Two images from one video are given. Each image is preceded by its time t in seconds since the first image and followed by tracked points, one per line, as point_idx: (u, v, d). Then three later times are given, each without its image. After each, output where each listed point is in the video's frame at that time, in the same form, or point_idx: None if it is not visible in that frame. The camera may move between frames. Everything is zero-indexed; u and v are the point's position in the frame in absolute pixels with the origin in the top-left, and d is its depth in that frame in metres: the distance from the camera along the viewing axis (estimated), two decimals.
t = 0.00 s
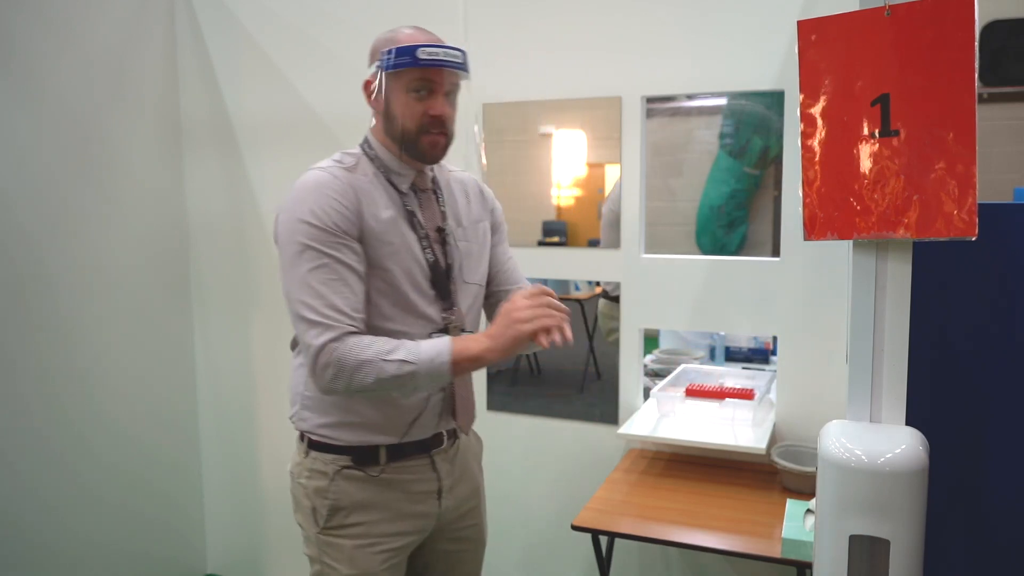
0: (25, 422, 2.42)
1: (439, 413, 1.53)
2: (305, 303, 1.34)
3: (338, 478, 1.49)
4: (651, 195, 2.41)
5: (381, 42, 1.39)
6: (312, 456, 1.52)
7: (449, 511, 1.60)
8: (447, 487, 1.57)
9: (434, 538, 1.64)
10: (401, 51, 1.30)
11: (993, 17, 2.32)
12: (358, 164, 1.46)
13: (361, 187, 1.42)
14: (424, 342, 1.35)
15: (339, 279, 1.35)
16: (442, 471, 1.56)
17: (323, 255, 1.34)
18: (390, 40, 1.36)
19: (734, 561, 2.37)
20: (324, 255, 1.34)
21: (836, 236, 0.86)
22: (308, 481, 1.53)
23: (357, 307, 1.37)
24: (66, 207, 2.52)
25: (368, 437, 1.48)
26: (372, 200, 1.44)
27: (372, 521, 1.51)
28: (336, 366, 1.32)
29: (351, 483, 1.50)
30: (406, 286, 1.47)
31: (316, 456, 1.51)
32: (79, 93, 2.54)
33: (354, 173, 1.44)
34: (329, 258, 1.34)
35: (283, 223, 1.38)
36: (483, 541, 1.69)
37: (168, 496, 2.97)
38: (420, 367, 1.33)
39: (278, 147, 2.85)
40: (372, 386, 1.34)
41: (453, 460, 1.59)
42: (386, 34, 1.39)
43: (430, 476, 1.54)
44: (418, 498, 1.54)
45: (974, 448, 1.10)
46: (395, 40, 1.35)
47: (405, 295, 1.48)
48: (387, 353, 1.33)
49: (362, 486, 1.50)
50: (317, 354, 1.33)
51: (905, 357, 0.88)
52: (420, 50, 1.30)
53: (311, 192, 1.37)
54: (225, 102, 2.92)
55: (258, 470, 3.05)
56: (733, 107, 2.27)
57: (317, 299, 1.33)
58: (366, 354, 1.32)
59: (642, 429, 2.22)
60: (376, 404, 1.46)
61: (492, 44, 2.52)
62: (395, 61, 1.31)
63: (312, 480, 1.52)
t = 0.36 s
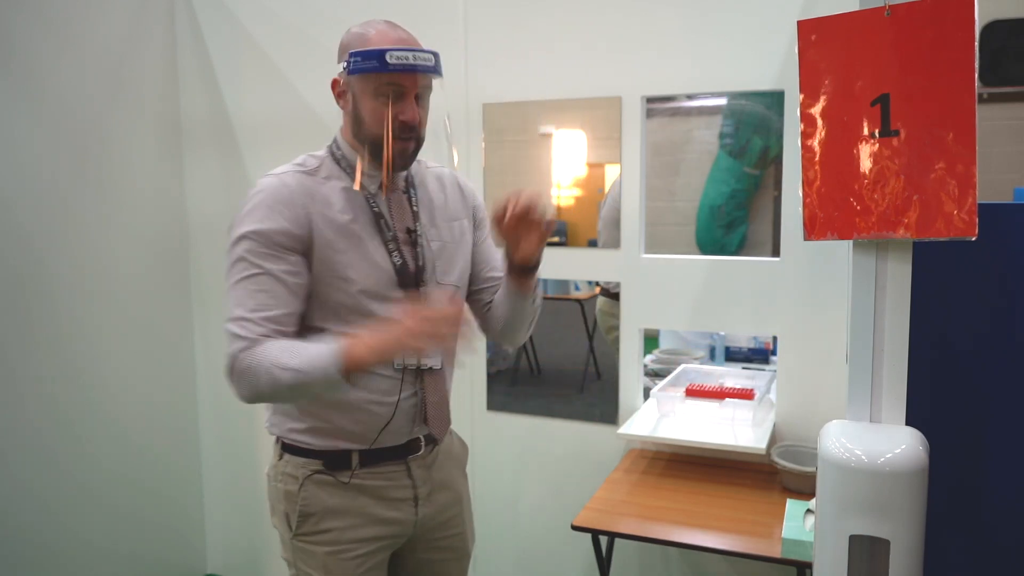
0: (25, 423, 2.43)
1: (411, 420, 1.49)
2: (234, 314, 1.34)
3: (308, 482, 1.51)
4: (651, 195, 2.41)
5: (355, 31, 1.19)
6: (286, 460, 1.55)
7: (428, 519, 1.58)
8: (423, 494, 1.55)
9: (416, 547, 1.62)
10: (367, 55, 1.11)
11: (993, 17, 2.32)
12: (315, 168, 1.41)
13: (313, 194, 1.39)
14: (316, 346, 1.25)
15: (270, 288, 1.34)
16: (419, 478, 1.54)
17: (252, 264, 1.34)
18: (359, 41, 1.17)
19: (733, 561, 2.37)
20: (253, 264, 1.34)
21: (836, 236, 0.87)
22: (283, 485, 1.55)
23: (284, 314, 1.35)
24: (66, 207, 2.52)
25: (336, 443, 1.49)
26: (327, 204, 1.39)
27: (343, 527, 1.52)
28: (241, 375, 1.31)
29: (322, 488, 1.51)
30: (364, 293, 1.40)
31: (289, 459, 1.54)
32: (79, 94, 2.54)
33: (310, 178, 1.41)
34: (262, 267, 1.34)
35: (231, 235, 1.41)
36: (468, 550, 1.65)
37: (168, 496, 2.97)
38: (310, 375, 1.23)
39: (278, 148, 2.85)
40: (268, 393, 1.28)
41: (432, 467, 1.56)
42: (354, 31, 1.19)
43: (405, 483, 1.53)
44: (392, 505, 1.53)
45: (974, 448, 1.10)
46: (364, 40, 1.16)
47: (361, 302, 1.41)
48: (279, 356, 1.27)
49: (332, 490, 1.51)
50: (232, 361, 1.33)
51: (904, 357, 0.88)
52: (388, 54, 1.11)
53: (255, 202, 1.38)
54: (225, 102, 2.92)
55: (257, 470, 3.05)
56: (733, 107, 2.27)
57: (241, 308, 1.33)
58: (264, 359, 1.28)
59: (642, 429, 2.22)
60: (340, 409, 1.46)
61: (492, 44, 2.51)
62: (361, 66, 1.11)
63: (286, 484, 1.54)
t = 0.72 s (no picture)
0: (26, 422, 2.43)
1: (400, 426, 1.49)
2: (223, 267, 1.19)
3: (299, 496, 1.43)
4: (651, 195, 2.41)
5: (382, 51, 1.31)
6: (270, 475, 1.45)
7: (416, 521, 1.57)
8: (413, 498, 1.54)
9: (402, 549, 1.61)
10: (424, 106, 1.27)
11: (993, 17, 2.32)
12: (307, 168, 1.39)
13: (312, 182, 1.36)
14: (290, 212, 1.23)
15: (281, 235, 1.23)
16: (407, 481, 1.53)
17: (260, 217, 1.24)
18: (406, 74, 1.30)
19: (733, 561, 2.37)
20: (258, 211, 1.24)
21: (836, 236, 0.87)
22: (267, 500, 1.46)
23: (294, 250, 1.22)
24: (65, 207, 2.52)
25: (328, 452, 1.41)
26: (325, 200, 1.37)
27: (339, 539, 1.46)
28: (241, 285, 1.14)
29: (315, 501, 1.44)
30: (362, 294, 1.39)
31: (275, 473, 1.44)
32: (78, 94, 2.54)
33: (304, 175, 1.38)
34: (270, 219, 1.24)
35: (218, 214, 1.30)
36: (454, 549, 1.67)
37: (168, 496, 2.97)
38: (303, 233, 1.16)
39: (277, 147, 2.85)
40: (275, 287, 1.14)
41: (416, 468, 1.55)
42: (393, 52, 1.31)
43: (395, 488, 1.50)
44: (383, 512, 1.50)
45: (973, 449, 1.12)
46: (412, 76, 1.30)
47: (360, 303, 1.39)
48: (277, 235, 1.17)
49: (323, 502, 1.44)
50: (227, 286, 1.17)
51: (905, 356, 0.88)
52: (441, 109, 1.28)
53: (247, 185, 1.29)
54: (225, 101, 2.92)
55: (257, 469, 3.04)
56: (733, 107, 2.26)
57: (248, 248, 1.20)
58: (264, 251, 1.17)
59: (642, 429, 2.22)
60: (333, 413, 1.40)
61: (491, 43, 2.52)
62: (414, 111, 1.27)
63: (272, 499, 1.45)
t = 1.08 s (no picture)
0: (26, 422, 2.43)
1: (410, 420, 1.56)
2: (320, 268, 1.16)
3: (315, 506, 1.43)
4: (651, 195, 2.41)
5: (405, 54, 1.35)
6: (281, 489, 1.43)
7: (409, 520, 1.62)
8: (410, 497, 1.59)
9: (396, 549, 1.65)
10: (458, 107, 1.33)
11: (993, 17, 2.32)
12: (324, 171, 1.36)
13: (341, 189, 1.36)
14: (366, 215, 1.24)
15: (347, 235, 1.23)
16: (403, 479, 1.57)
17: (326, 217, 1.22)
18: (433, 78, 1.35)
19: (734, 561, 2.37)
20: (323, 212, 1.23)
21: (836, 235, 0.88)
22: (277, 514, 1.45)
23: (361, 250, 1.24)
24: (65, 207, 2.52)
25: (352, 455, 1.44)
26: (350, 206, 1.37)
27: (356, 545, 1.49)
28: (353, 284, 1.13)
29: (330, 509, 1.45)
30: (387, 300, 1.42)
31: (288, 486, 1.43)
32: (78, 94, 2.54)
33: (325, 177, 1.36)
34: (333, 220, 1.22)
35: (263, 216, 1.23)
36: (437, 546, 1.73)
37: (168, 496, 2.97)
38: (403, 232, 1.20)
39: (277, 147, 2.85)
40: (389, 284, 1.17)
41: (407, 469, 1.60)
42: (416, 57, 1.35)
43: (395, 488, 1.54)
44: (387, 513, 1.54)
45: (972, 448, 1.15)
46: (437, 81, 1.36)
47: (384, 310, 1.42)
48: (373, 236, 1.18)
49: (337, 510, 1.45)
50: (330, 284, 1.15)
51: (905, 357, 0.88)
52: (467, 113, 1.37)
53: (293, 186, 1.26)
54: (225, 101, 2.92)
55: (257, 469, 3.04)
56: (733, 107, 2.26)
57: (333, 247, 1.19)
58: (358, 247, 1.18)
59: (642, 429, 2.22)
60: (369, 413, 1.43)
61: (491, 43, 2.52)
62: (448, 113, 1.33)
63: (284, 512, 1.44)
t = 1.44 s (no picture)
0: (25, 422, 2.43)
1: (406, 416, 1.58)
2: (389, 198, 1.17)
3: (317, 507, 1.43)
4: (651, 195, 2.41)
5: (433, 82, 1.32)
6: (282, 489, 1.42)
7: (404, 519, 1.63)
8: (405, 497, 1.59)
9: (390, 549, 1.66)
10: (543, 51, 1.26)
11: (993, 17, 2.32)
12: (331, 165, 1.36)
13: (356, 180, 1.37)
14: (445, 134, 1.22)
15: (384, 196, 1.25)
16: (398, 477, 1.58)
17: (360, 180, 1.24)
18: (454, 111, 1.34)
19: (734, 561, 2.37)
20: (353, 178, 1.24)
21: (836, 235, 0.88)
22: (277, 516, 1.44)
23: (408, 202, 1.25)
24: (65, 207, 2.52)
25: (354, 446, 1.44)
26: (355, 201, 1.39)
27: (357, 545, 1.50)
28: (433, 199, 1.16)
29: (332, 510, 1.45)
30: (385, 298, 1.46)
31: (289, 488, 1.42)
32: (78, 94, 2.54)
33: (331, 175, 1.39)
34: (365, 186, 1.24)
35: (289, 183, 1.22)
36: (430, 542, 1.73)
37: (168, 496, 2.97)
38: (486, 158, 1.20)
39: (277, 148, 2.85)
40: (469, 199, 1.18)
41: (401, 469, 1.61)
42: (444, 85, 1.33)
43: (391, 487, 1.55)
44: (385, 512, 1.54)
45: (973, 448, 1.15)
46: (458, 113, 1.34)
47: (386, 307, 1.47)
48: (449, 153, 1.18)
49: (338, 510, 1.46)
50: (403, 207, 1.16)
51: (905, 357, 0.89)
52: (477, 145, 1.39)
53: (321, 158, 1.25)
54: (225, 101, 2.92)
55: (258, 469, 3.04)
56: (733, 107, 2.26)
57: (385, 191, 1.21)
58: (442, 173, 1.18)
59: (642, 429, 2.22)
60: (376, 398, 1.46)
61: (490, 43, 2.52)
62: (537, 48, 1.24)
63: (285, 514, 1.43)
